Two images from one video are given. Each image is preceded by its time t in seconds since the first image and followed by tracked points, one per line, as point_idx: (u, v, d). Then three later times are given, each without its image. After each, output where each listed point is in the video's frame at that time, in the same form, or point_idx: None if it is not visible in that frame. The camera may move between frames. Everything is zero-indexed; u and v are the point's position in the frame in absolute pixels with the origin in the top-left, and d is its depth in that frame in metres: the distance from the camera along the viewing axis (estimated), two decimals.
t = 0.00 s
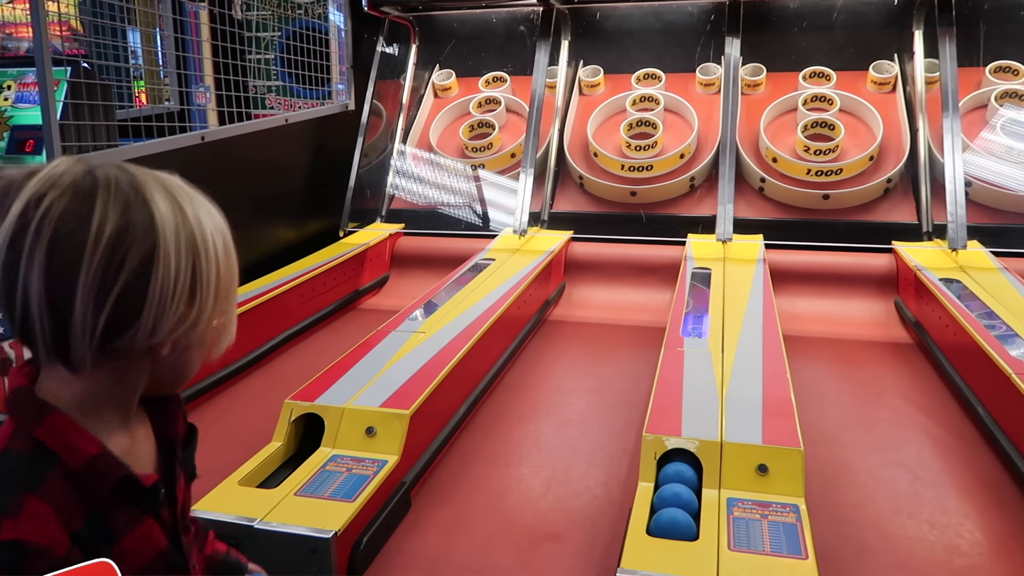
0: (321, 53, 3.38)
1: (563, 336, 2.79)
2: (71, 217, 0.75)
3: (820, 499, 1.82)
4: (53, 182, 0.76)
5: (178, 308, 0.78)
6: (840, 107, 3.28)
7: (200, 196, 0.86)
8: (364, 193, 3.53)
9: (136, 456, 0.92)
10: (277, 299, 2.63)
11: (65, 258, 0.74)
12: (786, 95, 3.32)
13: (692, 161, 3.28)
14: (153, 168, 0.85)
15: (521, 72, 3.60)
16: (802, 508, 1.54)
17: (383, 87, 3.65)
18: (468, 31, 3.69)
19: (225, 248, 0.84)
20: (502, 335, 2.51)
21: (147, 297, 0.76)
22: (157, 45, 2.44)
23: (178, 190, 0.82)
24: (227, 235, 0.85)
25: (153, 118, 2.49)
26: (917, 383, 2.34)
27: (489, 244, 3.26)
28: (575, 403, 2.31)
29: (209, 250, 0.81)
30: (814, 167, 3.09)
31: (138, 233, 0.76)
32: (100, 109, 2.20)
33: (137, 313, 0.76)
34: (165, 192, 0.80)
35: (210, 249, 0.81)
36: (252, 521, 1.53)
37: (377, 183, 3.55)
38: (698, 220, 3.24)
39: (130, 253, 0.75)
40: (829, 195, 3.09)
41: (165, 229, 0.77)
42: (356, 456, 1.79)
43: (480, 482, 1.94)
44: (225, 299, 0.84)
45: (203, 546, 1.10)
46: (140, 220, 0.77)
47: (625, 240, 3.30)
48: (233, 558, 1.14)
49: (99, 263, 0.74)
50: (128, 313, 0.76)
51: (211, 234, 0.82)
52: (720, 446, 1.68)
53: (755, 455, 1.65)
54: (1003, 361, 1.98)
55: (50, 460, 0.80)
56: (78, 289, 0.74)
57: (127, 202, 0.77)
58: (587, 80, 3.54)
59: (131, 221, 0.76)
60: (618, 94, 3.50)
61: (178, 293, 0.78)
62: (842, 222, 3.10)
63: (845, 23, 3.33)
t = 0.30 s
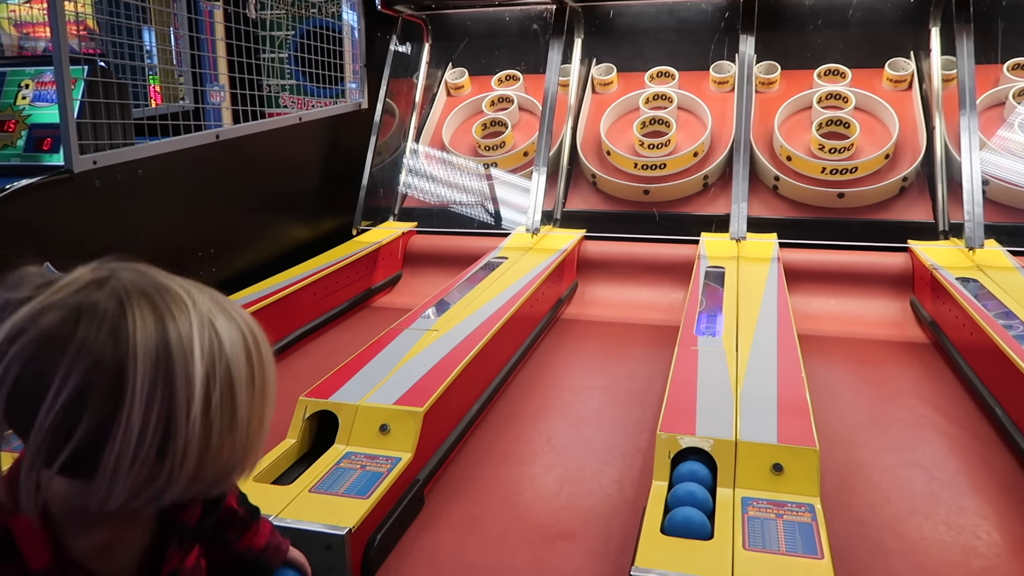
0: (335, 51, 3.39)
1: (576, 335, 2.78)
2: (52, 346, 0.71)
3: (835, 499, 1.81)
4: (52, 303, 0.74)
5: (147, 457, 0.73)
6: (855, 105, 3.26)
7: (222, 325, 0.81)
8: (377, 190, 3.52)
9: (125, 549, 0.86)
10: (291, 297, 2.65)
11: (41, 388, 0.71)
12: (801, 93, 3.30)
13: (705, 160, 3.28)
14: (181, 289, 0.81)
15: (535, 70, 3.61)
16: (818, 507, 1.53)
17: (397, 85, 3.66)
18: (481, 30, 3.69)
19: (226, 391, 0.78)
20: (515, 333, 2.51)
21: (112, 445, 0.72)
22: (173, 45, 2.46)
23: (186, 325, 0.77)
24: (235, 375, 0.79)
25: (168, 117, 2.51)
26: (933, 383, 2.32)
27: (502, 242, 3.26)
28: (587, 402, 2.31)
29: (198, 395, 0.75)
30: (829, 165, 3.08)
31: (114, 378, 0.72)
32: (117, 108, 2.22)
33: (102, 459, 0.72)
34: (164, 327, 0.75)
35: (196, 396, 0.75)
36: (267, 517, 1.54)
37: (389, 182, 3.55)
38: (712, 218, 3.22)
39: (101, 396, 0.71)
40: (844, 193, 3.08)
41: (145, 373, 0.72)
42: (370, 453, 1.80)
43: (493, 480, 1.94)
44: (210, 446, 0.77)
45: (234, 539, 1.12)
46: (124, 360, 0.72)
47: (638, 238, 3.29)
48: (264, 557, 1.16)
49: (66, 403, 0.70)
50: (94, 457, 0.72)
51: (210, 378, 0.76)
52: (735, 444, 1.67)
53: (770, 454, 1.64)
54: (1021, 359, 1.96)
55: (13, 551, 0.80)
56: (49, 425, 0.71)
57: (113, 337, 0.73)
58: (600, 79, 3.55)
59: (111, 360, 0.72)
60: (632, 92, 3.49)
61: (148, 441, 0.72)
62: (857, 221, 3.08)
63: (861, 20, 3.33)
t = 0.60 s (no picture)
0: (341, 45, 3.38)
1: (581, 328, 2.78)
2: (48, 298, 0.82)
3: (841, 492, 1.80)
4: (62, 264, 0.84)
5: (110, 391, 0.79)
6: (863, 98, 3.24)
7: (183, 267, 0.81)
8: (382, 185, 3.53)
9: (203, 486, 0.91)
10: (297, 290, 2.65)
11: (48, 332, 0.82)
12: (808, 87, 3.29)
13: (712, 153, 3.26)
14: (165, 243, 0.83)
15: (540, 63, 3.59)
16: (824, 500, 1.53)
17: (402, 79, 3.67)
18: (487, 23, 3.69)
19: (170, 329, 0.78)
20: (520, 327, 2.51)
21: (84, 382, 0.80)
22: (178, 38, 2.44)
23: (139, 267, 0.80)
24: (183, 313, 0.79)
25: (175, 110, 2.51)
26: (940, 377, 2.31)
27: (507, 236, 3.26)
28: (593, 395, 2.31)
29: (137, 335, 0.77)
30: (836, 159, 3.07)
31: (75, 322, 0.79)
32: (123, 101, 2.22)
33: (79, 394, 0.81)
34: (117, 273, 0.80)
35: (132, 336, 0.77)
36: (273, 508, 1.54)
37: (395, 175, 3.56)
38: (718, 212, 3.21)
39: (70, 340, 0.80)
40: (851, 186, 3.06)
41: (97, 316, 0.78)
42: (376, 445, 1.80)
43: (499, 473, 1.94)
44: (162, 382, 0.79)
45: (263, 533, 1.12)
46: (84, 311, 0.79)
47: (644, 232, 3.28)
48: (285, 557, 1.14)
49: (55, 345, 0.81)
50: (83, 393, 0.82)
51: (149, 318, 0.78)
52: (741, 437, 1.67)
53: (776, 447, 1.64)
54: None
55: (110, 470, 0.83)
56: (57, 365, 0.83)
57: (78, 286, 0.80)
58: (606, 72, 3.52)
59: (73, 307, 0.79)
60: (638, 86, 3.48)
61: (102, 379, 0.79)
62: (864, 215, 3.06)
63: (869, 12, 3.32)
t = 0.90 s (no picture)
0: (341, 37, 3.36)
1: (582, 321, 2.78)
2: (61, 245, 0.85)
3: (840, 485, 1.80)
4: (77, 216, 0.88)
5: (115, 325, 0.82)
6: (865, 91, 3.23)
7: (182, 209, 0.84)
8: (383, 177, 3.52)
9: (204, 430, 0.96)
10: (296, 283, 2.65)
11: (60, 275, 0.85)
12: (810, 79, 3.28)
13: (713, 146, 3.25)
14: (169, 194, 0.86)
15: (541, 56, 3.59)
16: (822, 493, 1.53)
17: (402, 71, 3.66)
18: (488, 16, 3.67)
19: (171, 263, 0.81)
20: (519, 320, 2.51)
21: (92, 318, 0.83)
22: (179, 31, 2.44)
23: (141, 208, 0.83)
24: (183, 249, 0.82)
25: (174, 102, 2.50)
26: (941, 370, 2.31)
27: (507, 229, 3.26)
28: (592, 387, 2.31)
29: (142, 269, 0.80)
30: (837, 152, 3.06)
31: (82, 261, 0.82)
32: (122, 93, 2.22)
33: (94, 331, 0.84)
34: (122, 214, 0.83)
35: (138, 271, 0.80)
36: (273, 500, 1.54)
37: (395, 168, 3.55)
38: (719, 205, 3.20)
39: (79, 278, 0.83)
40: (852, 179, 3.05)
41: (103, 254, 0.81)
42: (374, 437, 1.80)
43: (498, 465, 1.94)
44: (164, 313, 0.82)
45: (253, 490, 1.13)
46: (93, 254, 0.82)
47: (645, 225, 3.27)
48: (275, 516, 1.16)
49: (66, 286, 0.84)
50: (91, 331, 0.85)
51: (151, 257, 0.80)
52: (740, 430, 1.67)
53: (774, 440, 1.64)
54: None
55: (113, 409, 0.86)
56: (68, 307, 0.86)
57: (85, 228, 0.83)
58: (607, 65, 3.53)
59: (82, 248, 0.82)
60: (639, 78, 3.47)
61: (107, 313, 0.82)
62: (865, 208, 3.06)
63: (871, 4, 3.31)
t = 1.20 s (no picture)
0: (341, 33, 3.35)
1: (581, 318, 2.78)
2: (190, 237, 0.88)
3: (839, 482, 1.81)
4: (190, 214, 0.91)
5: (255, 304, 0.88)
6: (865, 88, 3.23)
7: (296, 203, 0.93)
8: (383, 173, 3.52)
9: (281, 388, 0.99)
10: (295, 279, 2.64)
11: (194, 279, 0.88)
12: (809, 77, 3.28)
13: (713, 143, 3.25)
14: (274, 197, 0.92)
15: (541, 52, 3.58)
16: (821, 490, 1.53)
17: (402, 68, 3.63)
18: (488, 12, 3.67)
19: (305, 249, 0.90)
20: (519, 317, 2.51)
21: (229, 301, 0.88)
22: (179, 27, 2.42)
23: (267, 203, 0.90)
24: (312, 237, 0.91)
25: (174, 98, 2.48)
26: (940, 368, 2.31)
27: (507, 226, 3.26)
28: (592, 384, 2.31)
29: (284, 253, 0.88)
30: (837, 149, 3.06)
31: (224, 250, 0.87)
32: (121, 89, 2.21)
33: (242, 322, 0.90)
34: (251, 207, 0.89)
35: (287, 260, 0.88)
36: (273, 497, 1.54)
37: (395, 165, 3.54)
38: (718, 202, 3.21)
39: (224, 278, 0.87)
40: (852, 177, 3.05)
41: (247, 241, 0.87)
42: (375, 434, 1.81)
43: (498, 461, 1.94)
44: (296, 291, 0.90)
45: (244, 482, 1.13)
46: (240, 251, 0.87)
47: (644, 222, 3.28)
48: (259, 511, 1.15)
49: (198, 273, 0.88)
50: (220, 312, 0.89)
51: (297, 247, 0.89)
52: (739, 427, 1.67)
53: (774, 437, 1.64)
54: None
55: (242, 365, 0.88)
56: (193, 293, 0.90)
57: (222, 221, 0.87)
58: (607, 62, 3.52)
59: (222, 239, 0.87)
60: (639, 75, 3.47)
61: (250, 294, 0.88)
62: (864, 206, 3.06)
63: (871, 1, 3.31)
